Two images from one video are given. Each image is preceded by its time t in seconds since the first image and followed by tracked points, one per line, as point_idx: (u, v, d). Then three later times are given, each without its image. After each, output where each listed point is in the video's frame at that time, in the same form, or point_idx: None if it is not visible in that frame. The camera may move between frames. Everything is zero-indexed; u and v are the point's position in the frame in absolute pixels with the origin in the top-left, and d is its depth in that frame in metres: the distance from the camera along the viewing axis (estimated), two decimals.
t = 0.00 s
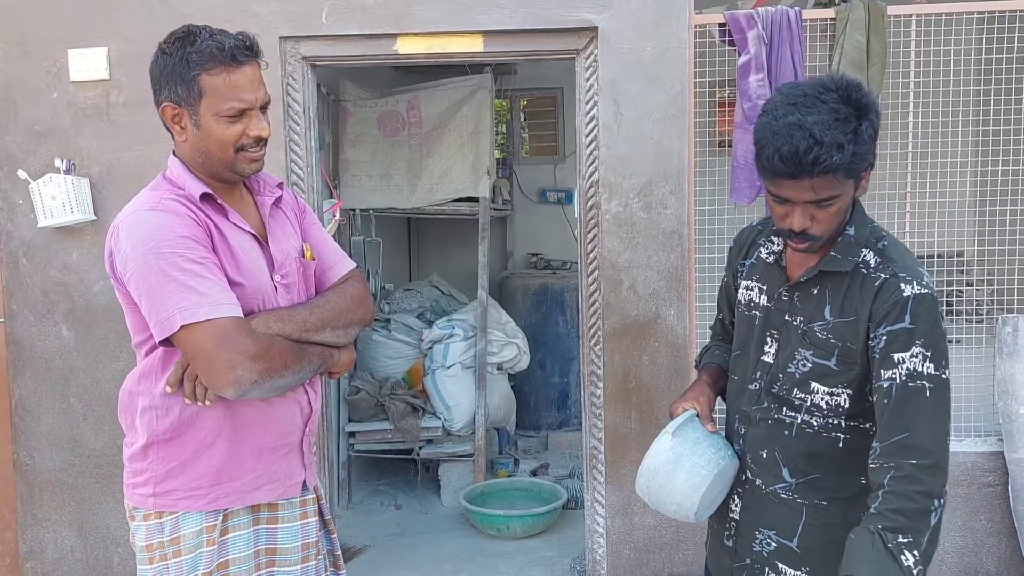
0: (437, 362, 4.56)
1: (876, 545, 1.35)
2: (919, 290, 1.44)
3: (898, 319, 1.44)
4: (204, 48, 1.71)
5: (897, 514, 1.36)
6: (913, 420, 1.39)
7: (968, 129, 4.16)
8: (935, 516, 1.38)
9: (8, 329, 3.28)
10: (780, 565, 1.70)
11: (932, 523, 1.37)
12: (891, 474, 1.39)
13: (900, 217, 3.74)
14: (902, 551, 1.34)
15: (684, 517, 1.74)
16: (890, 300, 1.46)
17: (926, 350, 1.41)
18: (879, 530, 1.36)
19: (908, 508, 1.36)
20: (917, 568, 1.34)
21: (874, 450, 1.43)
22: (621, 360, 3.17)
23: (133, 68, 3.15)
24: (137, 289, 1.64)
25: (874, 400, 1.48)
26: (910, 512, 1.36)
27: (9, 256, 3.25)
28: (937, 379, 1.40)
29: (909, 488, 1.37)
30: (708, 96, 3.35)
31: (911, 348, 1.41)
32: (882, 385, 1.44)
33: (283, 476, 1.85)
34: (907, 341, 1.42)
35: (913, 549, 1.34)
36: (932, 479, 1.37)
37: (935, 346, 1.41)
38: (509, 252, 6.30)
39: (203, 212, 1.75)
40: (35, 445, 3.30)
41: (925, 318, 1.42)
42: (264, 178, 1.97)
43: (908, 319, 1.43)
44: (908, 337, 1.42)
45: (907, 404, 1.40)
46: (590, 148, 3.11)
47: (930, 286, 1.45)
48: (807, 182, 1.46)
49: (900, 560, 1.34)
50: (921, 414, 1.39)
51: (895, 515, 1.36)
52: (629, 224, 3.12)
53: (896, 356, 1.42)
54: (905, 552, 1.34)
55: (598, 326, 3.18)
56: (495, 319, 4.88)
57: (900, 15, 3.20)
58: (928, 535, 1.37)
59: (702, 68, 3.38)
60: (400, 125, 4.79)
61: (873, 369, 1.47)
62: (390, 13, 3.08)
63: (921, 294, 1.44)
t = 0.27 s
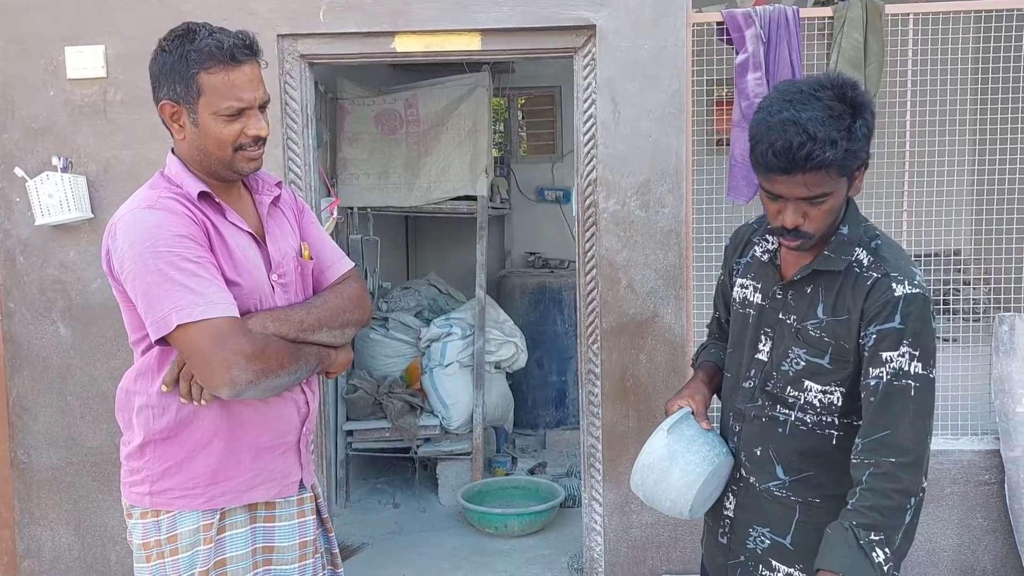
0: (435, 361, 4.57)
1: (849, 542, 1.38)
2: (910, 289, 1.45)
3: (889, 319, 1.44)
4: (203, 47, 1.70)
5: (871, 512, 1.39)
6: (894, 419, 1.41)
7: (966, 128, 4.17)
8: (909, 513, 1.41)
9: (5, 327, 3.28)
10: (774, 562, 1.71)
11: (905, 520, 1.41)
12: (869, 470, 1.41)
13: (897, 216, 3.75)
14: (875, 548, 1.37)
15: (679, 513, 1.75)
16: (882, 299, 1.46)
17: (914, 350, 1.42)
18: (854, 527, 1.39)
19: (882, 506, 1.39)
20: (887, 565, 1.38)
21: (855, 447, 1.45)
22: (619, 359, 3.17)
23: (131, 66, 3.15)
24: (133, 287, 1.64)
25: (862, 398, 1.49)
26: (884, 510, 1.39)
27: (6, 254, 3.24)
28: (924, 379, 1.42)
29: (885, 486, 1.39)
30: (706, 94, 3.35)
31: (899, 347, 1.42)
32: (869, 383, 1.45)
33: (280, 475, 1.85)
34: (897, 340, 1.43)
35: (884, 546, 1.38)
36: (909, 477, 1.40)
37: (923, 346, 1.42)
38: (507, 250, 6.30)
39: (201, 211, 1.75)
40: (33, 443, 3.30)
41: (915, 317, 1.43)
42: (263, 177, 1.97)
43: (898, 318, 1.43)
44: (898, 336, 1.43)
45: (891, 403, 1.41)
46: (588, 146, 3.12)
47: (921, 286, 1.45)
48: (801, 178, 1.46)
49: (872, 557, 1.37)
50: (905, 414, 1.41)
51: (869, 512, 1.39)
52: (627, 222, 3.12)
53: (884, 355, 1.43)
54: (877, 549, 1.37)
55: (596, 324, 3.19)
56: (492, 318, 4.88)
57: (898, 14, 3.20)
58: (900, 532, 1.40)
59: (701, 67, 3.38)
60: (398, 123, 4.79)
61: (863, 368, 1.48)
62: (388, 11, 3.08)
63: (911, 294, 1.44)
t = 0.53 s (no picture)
0: (432, 360, 4.57)
1: (849, 543, 1.38)
2: (904, 288, 1.45)
3: (884, 317, 1.45)
4: (202, 43, 1.70)
5: (870, 512, 1.39)
6: (890, 418, 1.41)
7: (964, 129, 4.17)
8: (907, 511, 1.41)
9: (2, 326, 3.27)
10: (768, 561, 1.71)
11: (903, 518, 1.41)
12: (868, 469, 1.41)
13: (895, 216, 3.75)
14: (874, 548, 1.37)
15: (673, 512, 1.75)
16: (876, 298, 1.46)
17: (909, 349, 1.42)
18: (853, 528, 1.39)
19: (881, 506, 1.39)
20: (887, 564, 1.38)
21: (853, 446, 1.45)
22: (617, 358, 3.18)
23: (128, 64, 3.14)
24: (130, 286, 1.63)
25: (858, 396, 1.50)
26: (883, 510, 1.38)
27: (3, 253, 3.24)
28: (918, 377, 1.42)
29: (882, 485, 1.39)
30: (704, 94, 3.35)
31: (894, 346, 1.43)
32: (864, 381, 1.45)
33: (276, 475, 1.85)
34: (892, 339, 1.43)
35: (884, 545, 1.38)
36: (908, 475, 1.40)
37: (918, 344, 1.42)
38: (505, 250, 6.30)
39: (198, 210, 1.75)
40: (29, 442, 3.29)
41: (910, 316, 1.43)
42: (261, 176, 1.97)
43: (892, 317, 1.44)
44: (893, 334, 1.43)
45: (885, 402, 1.41)
46: (586, 146, 3.12)
47: (916, 285, 1.45)
48: (794, 177, 1.46)
49: (872, 557, 1.37)
50: (900, 412, 1.41)
51: (867, 513, 1.39)
52: (625, 221, 3.12)
53: (879, 354, 1.43)
54: (877, 549, 1.37)
55: (594, 323, 3.19)
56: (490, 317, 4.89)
57: (895, 14, 3.21)
58: (899, 530, 1.40)
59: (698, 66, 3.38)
60: (396, 122, 4.78)
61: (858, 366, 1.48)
62: (386, 10, 3.07)
63: (906, 293, 1.44)
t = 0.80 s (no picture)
0: (430, 360, 4.57)
1: (841, 552, 1.38)
2: (901, 293, 1.44)
3: (880, 322, 1.44)
4: (203, 41, 1.70)
5: (862, 520, 1.39)
6: (883, 423, 1.41)
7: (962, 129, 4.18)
8: (899, 518, 1.40)
9: None
10: (765, 561, 1.71)
11: (896, 525, 1.40)
12: (858, 476, 1.41)
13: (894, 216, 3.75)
14: (866, 557, 1.37)
15: (672, 512, 1.75)
16: (873, 302, 1.46)
17: (905, 354, 1.42)
18: (844, 537, 1.39)
19: (873, 513, 1.38)
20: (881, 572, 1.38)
21: (846, 451, 1.45)
22: (615, 358, 3.18)
23: (127, 63, 3.14)
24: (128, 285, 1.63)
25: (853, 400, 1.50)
26: (875, 517, 1.38)
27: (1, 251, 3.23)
28: (913, 383, 1.41)
29: (873, 492, 1.39)
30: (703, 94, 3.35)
31: (889, 351, 1.42)
32: (859, 386, 1.45)
33: (274, 475, 1.85)
34: (887, 344, 1.43)
35: (876, 554, 1.38)
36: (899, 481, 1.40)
37: (914, 350, 1.42)
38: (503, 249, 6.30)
39: (197, 209, 1.75)
40: (27, 441, 3.29)
41: (906, 322, 1.43)
42: (261, 175, 1.97)
43: (888, 322, 1.43)
44: (889, 340, 1.43)
45: (879, 408, 1.42)
46: (585, 146, 3.12)
47: (914, 290, 1.45)
48: (791, 185, 1.46)
49: (864, 566, 1.37)
50: (894, 417, 1.41)
51: (859, 521, 1.39)
52: (624, 221, 3.12)
53: (875, 359, 1.43)
54: (869, 557, 1.37)
55: (593, 323, 3.19)
56: (488, 317, 4.89)
57: (895, 15, 3.21)
58: (892, 537, 1.40)
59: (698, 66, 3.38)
60: (395, 121, 4.78)
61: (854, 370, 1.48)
62: (385, 9, 3.07)
63: (902, 298, 1.44)
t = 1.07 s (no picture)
0: (430, 359, 4.57)
1: (841, 560, 1.39)
2: (900, 295, 1.44)
3: (878, 324, 1.44)
4: (204, 44, 1.70)
5: (862, 527, 1.39)
6: (882, 426, 1.41)
7: (961, 129, 4.17)
8: (898, 522, 1.40)
9: None
10: (764, 561, 1.71)
11: (895, 529, 1.40)
12: (857, 481, 1.41)
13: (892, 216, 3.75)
14: (866, 563, 1.37)
15: (671, 511, 1.75)
16: (872, 304, 1.46)
17: (903, 356, 1.41)
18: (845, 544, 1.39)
19: (873, 518, 1.39)
20: None
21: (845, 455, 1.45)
22: (614, 358, 3.18)
23: (126, 63, 3.13)
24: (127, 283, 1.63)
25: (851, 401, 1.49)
26: (874, 523, 1.38)
27: None
28: (911, 385, 1.41)
29: (872, 497, 1.39)
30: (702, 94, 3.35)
31: (887, 353, 1.42)
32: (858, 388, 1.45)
33: (272, 475, 1.84)
34: (885, 346, 1.42)
35: (877, 560, 1.38)
36: (898, 485, 1.40)
37: (913, 352, 1.42)
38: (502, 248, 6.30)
39: (196, 209, 1.74)
40: (25, 440, 3.29)
41: (904, 324, 1.42)
42: (260, 175, 1.96)
43: (886, 325, 1.43)
44: (887, 342, 1.42)
45: (876, 411, 1.41)
46: (583, 145, 3.12)
47: (913, 292, 1.44)
48: (789, 185, 1.46)
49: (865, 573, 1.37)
50: (891, 419, 1.41)
51: (859, 527, 1.39)
52: (622, 221, 3.12)
53: (873, 361, 1.43)
54: (870, 563, 1.37)
55: (591, 323, 3.19)
56: (488, 316, 4.88)
57: (893, 15, 3.21)
58: (892, 542, 1.40)
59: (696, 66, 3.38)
60: (394, 120, 4.78)
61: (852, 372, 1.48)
62: (384, 9, 3.07)
63: (902, 300, 1.43)
